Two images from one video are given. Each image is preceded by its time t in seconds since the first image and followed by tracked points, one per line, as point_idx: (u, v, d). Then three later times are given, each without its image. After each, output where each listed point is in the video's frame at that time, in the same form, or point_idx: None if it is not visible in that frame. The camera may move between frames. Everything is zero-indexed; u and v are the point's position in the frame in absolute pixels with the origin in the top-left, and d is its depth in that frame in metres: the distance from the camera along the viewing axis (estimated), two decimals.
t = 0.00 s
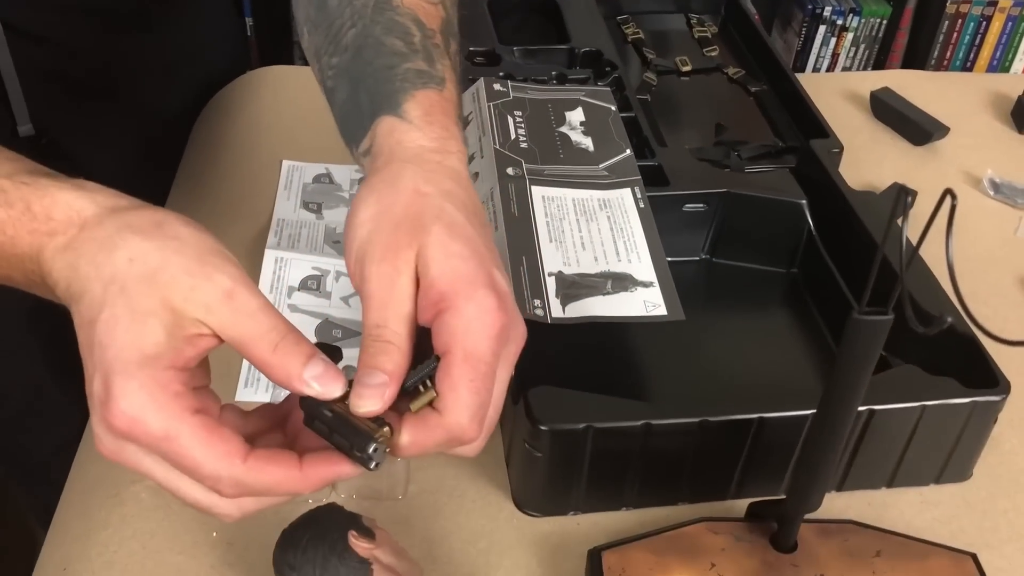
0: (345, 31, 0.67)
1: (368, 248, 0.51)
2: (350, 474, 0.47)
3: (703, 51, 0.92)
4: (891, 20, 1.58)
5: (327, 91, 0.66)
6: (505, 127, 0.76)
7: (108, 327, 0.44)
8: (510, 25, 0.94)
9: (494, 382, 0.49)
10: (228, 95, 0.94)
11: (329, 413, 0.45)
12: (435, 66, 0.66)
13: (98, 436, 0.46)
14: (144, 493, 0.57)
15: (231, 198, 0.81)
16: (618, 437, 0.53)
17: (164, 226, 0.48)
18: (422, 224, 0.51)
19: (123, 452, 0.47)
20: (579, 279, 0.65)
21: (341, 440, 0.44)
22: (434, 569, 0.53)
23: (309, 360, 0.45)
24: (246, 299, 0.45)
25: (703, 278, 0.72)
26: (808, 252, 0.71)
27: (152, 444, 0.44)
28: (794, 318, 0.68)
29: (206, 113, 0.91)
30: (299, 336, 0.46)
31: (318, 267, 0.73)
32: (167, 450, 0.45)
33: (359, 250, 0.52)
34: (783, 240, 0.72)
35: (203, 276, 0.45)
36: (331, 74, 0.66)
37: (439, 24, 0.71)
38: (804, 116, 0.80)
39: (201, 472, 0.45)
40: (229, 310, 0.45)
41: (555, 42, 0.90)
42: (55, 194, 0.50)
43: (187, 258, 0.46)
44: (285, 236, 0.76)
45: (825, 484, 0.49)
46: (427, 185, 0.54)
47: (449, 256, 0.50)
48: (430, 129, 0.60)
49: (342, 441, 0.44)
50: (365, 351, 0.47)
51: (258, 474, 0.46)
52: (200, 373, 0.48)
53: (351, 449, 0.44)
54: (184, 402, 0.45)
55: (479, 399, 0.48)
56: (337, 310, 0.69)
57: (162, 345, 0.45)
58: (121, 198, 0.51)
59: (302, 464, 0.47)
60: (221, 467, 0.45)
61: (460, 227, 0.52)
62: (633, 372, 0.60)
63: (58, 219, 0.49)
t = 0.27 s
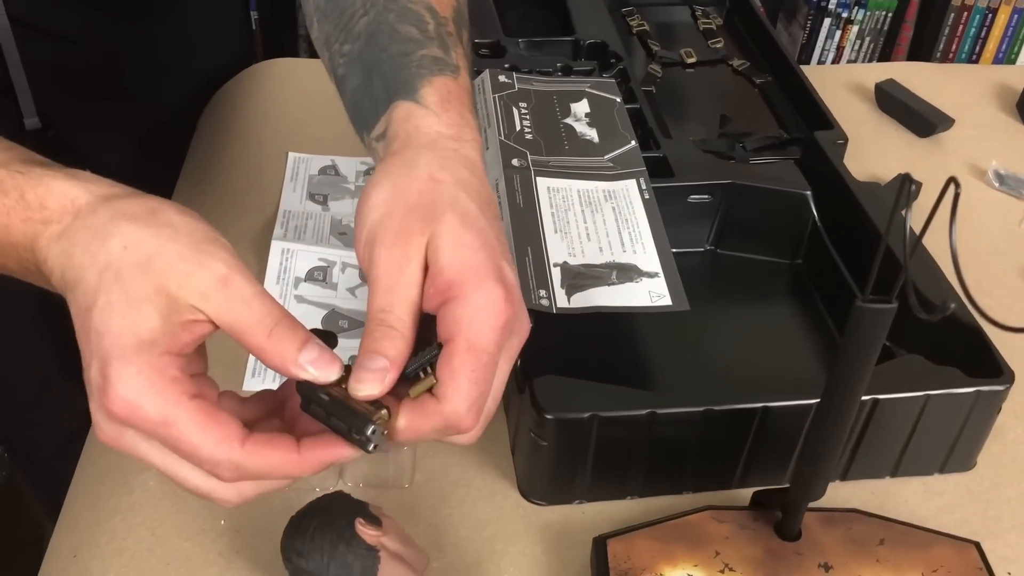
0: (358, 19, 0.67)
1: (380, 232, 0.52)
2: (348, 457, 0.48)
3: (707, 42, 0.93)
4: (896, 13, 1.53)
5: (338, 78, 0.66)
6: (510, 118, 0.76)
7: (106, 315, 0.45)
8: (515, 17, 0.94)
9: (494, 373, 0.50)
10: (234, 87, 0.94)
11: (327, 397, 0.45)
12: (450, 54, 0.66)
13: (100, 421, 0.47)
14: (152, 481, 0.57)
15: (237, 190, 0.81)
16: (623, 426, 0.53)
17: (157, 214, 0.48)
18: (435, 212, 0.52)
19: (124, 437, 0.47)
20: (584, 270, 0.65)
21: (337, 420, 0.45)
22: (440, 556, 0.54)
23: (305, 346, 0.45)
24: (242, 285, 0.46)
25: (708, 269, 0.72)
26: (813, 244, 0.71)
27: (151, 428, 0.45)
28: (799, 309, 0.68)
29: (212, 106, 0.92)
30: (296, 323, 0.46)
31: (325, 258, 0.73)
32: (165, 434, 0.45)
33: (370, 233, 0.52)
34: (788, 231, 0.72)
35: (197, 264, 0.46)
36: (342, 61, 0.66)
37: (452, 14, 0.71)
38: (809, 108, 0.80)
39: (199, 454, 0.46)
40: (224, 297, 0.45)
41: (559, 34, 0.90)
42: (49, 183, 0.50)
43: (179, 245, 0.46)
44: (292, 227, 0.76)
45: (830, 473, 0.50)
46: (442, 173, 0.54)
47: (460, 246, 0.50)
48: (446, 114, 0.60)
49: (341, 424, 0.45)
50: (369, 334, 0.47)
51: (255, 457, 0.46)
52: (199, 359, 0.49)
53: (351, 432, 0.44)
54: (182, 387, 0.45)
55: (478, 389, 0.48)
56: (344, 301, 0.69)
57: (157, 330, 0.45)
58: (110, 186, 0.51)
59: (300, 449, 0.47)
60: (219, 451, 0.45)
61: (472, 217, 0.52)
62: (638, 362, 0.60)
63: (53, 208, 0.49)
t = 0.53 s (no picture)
0: (326, 14, 0.66)
1: (355, 236, 0.51)
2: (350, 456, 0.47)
3: (713, 40, 0.93)
4: (902, 8, 1.50)
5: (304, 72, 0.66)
6: (516, 116, 0.76)
7: (124, 305, 0.45)
8: (520, 15, 0.94)
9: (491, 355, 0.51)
10: (240, 85, 0.94)
11: (330, 397, 0.45)
12: (414, 57, 0.66)
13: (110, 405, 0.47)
14: (162, 477, 0.58)
15: (244, 188, 0.81)
16: (629, 423, 0.54)
17: (183, 208, 0.48)
18: (408, 207, 0.52)
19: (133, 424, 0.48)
20: (590, 267, 0.65)
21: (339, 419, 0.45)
22: (448, 552, 0.54)
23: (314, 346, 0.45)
24: (257, 284, 0.46)
25: (713, 265, 0.73)
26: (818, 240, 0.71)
27: (157, 416, 0.45)
28: (804, 306, 0.68)
29: (219, 104, 0.92)
30: (307, 323, 0.46)
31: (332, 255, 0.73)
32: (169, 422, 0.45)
33: (345, 238, 0.52)
34: (795, 228, 0.72)
35: (216, 259, 0.46)
36: (308, 54, 0.66)
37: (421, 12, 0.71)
38: (814, 105, 0.81)
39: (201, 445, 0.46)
40: (239, 295, 0.45)
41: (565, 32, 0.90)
42: (80, 174, 0.51)
43: (201, 240, 0.47)
44: (299, 225, 0.76)
45: (835, 469, 0.50)
46: (410, 172, 0.54)
47: (438, 237, 0.51)
48: (404, 118, 0.60)
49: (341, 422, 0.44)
50: (363, 334, 0.47)
51: (254, 452, 0.46)
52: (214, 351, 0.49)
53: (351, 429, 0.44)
54: (189, 379, 0.45)
55: (480, 369, 0.49)
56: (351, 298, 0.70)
57: (171, 320, 0.45)
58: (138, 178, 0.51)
59: (299, 447, 0.47)
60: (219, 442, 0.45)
61: (443, 208, 0.53)
62: (643, 360, 0.61)
63: (85, 198, 0.50)
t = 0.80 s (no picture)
0: (337, 10, 0.65)
1: (372, 227, 0.51)
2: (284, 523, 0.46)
3: (716, 39, 0.93)
4: (905, 7, 1.49)
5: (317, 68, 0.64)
6: (518, 116, 0.76)
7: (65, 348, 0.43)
8: (523, 14, 0.94)
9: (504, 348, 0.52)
10: (243, 85, 0.94)
11: (269, 458, 0.43)
12: (424, 51, 0.64)
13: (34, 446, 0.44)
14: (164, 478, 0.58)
15: (247, 188, 0.81)
16: (632, 423, 0.54)
17: (136, 250, 0.46)
18: (423, 199, 0.52)
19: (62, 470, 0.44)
20: (593, 267, 0.65)
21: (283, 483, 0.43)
22: (450, 552, 0.54)
23: (259, 399, 0.42)
24: (205, 334, 0.43)
25: (716, 265, 0.72)
26: (821, 240, 0.71)
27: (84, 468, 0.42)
28: (806, 306, 0.68)
29: (222, 103, 0.92)
30: (253, 372, 0.43)
31: (334, 255, 0.73)
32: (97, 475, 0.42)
33: (361, 228, 0.52)
34: (798, 228, 0.72)
35: (163, 306, 0.43)
36: (319, 49, 0.64)
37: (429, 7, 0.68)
38: (817, 104, 0.80)
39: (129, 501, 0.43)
40: (184, 343, 0.43)
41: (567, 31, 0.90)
42: (33, 206, 0.48)
43: (150, 284, 0.44)
44: (301, 225, 0.76)
45: (837, 470, 0.50)
46: (427, 164, 0.54)
47: (453, 230, 0.52)
48: (419, 112, 0.59)
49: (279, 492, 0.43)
50: (385, 323, 0.47)
51: (183, 518, 0.44)
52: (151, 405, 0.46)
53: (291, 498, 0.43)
54: (125, 433, 0.42)
55: (501, 361, 0.50)
56: (354, 298, 0.70)
57: (114, 369, 0.43)
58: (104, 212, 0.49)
59: (229, 514, 0.45)
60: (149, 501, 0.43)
61: (455, 200, 0.53)
62: (646, 360, 0.61)
63: (37, 233, 0.47)
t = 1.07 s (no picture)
0: (366, 9, 0.63)
1: (419, 209, 0.53)
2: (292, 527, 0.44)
3: (717, 38, 0.92)
4: (907, 6, 1.49)
5: (341, 60, 0.63)
6: (520, 115, 0.76)
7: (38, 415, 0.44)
8: (524, 13, 0.94)
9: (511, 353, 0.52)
10: (245, 84, 0.94)
11: (265, 469, 0.41)
12: (465, 54, 0.63)
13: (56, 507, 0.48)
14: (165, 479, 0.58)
15: (248, 187, 0.81)
16: (634, 422, 0.54)
17: (104, 282, 0.46)
18: (476, 195, 0.54)
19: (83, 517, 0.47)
20: (594, 266, 0.66)
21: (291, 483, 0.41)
22: (451, 552, 0.54)
23: (239, 403, 0.41)
24: (158, 360, 0.43)
25: (718, 264, 0.72)
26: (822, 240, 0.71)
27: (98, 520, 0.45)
28: (808, 305, 0.68)
29: (224, 102, 0.92)
30: (217, 378, 0.43)
31: (336, 254, 0.73)
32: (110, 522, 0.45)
33: (407, 207, 0.53)
34: (799, 228, 0.72)
35: (118, 340, 0.43)
36: (345, 48, 0.63)
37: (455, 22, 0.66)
38: (819, 104, 0.80)
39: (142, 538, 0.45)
40: (141, 377, 0.43)
41: (569, 30, 0.90)
42: None
43: (95, 324, 0.44)
44: (303, 224, 0.76)
45: (839, 470, 0.50)
46: (479, 165, 0.56)
47: (496, 231, 0.53)
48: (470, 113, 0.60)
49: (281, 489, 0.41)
50: (413, 299, 0.48)
51: (201, 539, 0.45)
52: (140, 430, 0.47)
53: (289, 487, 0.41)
54: (118, 481, 0.45)
55: (513, 361, 0.50)
56: (355, 297, 0.70)
57: (84, 424, 0.44)
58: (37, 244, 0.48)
59: (243, 524, 0.45)
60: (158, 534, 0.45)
61: (501, 205, 0.55)
62: (647, 359, 0.61)
63: None
